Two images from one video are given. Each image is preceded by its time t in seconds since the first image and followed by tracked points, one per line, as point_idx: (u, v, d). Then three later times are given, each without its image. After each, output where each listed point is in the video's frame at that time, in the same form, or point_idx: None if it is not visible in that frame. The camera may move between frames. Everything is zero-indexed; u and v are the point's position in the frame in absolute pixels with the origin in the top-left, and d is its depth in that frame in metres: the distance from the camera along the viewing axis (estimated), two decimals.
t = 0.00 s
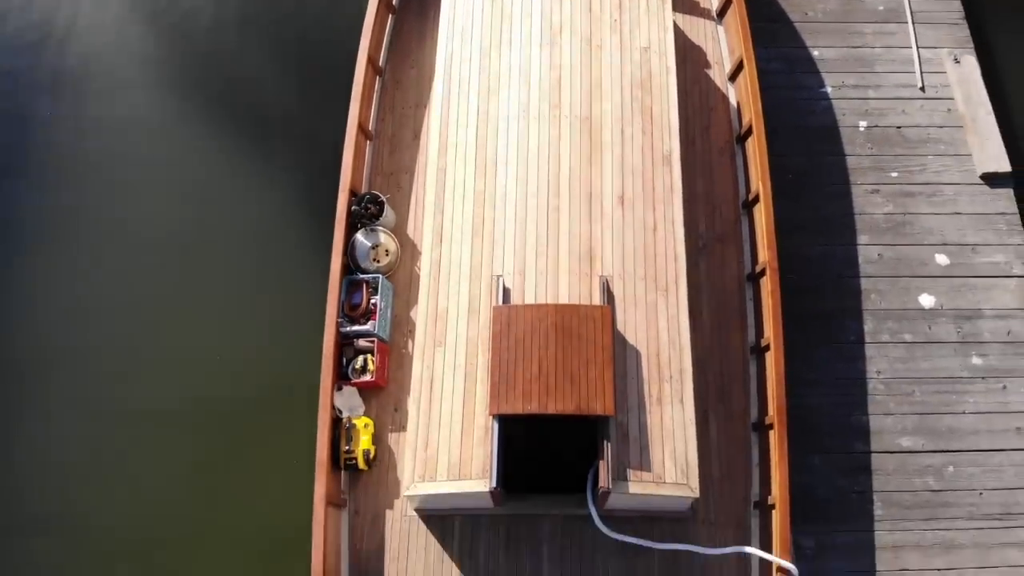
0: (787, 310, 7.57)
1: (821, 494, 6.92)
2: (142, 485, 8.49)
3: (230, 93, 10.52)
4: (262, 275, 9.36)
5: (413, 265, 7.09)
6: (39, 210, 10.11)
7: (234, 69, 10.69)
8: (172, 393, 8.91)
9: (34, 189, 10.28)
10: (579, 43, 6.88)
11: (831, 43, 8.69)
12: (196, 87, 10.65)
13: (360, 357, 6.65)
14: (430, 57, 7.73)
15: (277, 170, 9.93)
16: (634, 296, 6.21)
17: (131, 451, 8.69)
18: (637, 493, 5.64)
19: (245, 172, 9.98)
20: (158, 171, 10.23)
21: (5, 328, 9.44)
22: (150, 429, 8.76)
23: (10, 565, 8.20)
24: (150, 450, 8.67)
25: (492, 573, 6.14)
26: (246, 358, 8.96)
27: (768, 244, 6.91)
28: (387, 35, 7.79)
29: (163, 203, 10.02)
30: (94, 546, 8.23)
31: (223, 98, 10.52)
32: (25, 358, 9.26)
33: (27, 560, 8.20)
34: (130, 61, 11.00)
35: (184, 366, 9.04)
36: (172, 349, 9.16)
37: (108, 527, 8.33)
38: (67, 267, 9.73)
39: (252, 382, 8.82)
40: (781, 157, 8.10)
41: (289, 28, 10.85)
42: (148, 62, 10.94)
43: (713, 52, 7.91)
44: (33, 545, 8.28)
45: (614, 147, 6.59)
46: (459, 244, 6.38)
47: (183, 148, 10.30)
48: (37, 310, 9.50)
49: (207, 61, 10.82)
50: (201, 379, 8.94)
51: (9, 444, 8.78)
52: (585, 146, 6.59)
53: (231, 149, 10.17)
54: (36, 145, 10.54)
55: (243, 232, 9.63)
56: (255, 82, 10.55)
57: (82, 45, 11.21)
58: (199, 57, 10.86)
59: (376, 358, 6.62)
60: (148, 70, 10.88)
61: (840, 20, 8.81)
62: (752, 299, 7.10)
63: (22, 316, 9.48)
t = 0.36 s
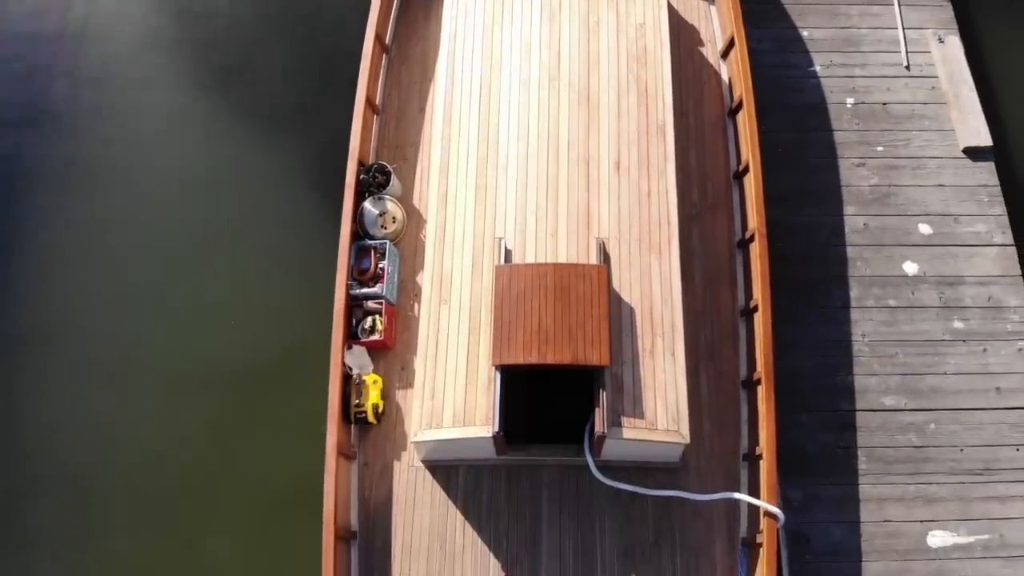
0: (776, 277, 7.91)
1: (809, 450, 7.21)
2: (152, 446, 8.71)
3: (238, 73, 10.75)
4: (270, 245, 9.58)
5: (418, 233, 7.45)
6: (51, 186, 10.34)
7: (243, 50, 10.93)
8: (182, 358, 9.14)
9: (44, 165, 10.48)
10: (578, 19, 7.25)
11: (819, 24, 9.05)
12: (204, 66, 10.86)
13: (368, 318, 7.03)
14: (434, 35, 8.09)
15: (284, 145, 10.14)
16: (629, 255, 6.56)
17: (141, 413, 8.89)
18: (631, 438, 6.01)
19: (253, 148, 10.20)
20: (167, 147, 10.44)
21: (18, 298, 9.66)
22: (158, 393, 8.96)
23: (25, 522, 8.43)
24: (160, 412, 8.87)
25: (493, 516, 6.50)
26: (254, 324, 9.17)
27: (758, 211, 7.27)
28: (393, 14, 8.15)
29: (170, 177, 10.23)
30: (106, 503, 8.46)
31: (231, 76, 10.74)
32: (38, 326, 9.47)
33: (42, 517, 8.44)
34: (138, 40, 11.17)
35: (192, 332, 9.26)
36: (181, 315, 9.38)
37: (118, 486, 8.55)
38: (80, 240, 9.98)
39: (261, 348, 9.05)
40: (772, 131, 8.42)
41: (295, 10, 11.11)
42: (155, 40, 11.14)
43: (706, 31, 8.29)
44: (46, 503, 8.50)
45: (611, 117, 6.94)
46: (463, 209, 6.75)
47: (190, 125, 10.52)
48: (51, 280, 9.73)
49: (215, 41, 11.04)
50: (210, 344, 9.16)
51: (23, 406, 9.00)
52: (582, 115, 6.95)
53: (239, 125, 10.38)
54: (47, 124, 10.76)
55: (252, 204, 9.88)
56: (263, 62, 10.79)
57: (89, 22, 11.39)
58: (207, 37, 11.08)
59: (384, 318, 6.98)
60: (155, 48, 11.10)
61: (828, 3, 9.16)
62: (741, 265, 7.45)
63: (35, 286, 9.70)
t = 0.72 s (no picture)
0: (766, 251, 8.25)
1: (797, 413, 7.53)
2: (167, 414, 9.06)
3: (249, 62, 11.15)
4: (280, 225, 9.94)
5: (423, 207, 7.80)
6: (70, 171, 10.76)
7: (255, 40, 11.34)
8: (197, 332, 9.50)
9: (65, 152, 10.92)
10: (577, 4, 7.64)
11: (809, 11, 9.40)
12: (217, 55, 11.27)
13: (376, 287, 7.38)
14: (439, 20, 8.47)
15: (295, 131, 10.55)
16: (624, 223, 6.90)
17: (157, 383, 9.25)
18: (625, 395, 6.35)
19: (265, 133, 10.59)
20: (180, 133, 10.82)
21: (38, 276, 10.04)
22: (172, 365, 9.33)
23: (45, 484, 8.79)
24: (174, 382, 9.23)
25: (495, 473, 6.84)
26: (266, 300, 9.54)
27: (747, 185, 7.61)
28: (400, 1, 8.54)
29: (183, 160, 10.62)
30: (123, 468, 8.84)
31: (244, 65, 11.13)
32: (57, 302, 9.85)
33: (62, 481, 8.80)
34: (154, 34, 11.65)
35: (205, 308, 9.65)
36: (196, 291, 9.76)
37: (134, 452, 8.91)
38: (97, 221, 10.36)
39: (271, 322, 9.40)
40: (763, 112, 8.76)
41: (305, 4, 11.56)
42: (170, 33, 11.60)
43: (699, 17, 8.68)
44: (66, 467, 8.87)
45: (607, 93, 7.30)
46: (466, 181, 7.10)
47: (202, 111, 10.92)
48: (70, 259, 10.13)
49: (229, 32, 11.45)
50: (223, 319, 9.53)
51: (45, 377, 9.40)
52: (579, 91, 7.31)
53: (249, 111, 10.77)
54: (67, 112, 11.19)
55: (264, 186, 10.25)
56: (276, 52, 11.21)
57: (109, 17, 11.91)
58: (220, 28, 11.48)
59: (391, 288, 7.32)
60: (170, 40, 11.56)
61: None
62: (731, 237, 7.79)
63: (54, 264, 10.11)
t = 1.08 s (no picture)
0: (758, 231, 8.56)
1: (788, 385, 7.84)
2: (178, 390, 9.36)
3: (257, 51, 11.45)
4: (289, 210, 10.28)
5: (427, 188, 8.11)
6: (83, 156, 11.02)
7: (264, 30, 11.64)
8: (209, 311, 9.83)
9: (77, 137, 11.18)
10: None
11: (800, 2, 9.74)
12: (226, 45, 11.56)
13: (382, 264, 7.68)
14: (443, 9, 8.80)
15: (303, 118, 10.83)
16: (620, 200, 7.21)
17: (170, 360, 9.57)
18: (620, 363, 6.66)
19: (274, 120, 10.87)
20: (190, 120, 11.11)
21: (54, 258, 10.36)
22: (184, 343, 9.65)
23: (63, 455, 9.11)
24: (187, 359, 9.55)
25: (496, 440, 7.16)
26: (277, 282, 9.89)
27: (740, 167, 7.92)
28: None
29: (192, 147, 10.91)
30: (137, 440, 9.15)
31: (253, 54, 11.42)
32: (72, 283, 10.16)
33: (77, 452, 9.11)
34: (164, 23, 11.92)
35: (216, 289, 9.97)
36: (208, 272, 10.09)
37: (147, 425, 9.22)
38: (110, 205, 10.67)
39: (281, 303, 9.75)
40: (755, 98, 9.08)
41: None
42: (178, 23, 11.89)
43: (694, 6, 9.02)
44: (82, 439, 9.17)
45: (604, 76, 7.62)
46: (469, 162, 7.43)
47: (210, 99, 11.19)
48: (84, 242, 10.44)
49: (238, 22, 11.76)
50: (234, 299, 9.86)
51: (61, 353, 9.72)
52: (578, 75, 7.63)
53: (256, 99, 11.05)
54: (79, 100, 11.48)
55: (273, 171, 10.55)
56: (284, 41, 11.50)
57: (118, 8, 12.19)
58: (230, 19, 11.80)
59: (396, 265, 7.62)
60: (179, 30, 11.83)
61: None
62: (724, 217, 8.11)
63: (69, 247, 10.42)
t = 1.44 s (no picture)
0: (749, 214, 8.88)
1: (777, 360, 8.16)
2: (192, 369, 9.73)
3: (265, 45, 11.81)
4: (297, 197, 10.64)
5: (431, 173, 8.46)
6: (98, 147, 11.41)
7: (272, 25, 11.99)
8: (220, 293, 10.20)
9: (92, 129, 11.57)
10: None
11: None
12: (236, 39, 11.92)
13: (388, 245, 8.03)
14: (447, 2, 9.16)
15: (311, 109, 11.19)
16: (616, 181, 7.55)
17: (183, 338, 9.94)
18: (615, 335, 6.99)
19: (282, 111, 11.23)
20: (201, 112, 11.47)
21: (70, 244, 10.73)
22: (197, 324, 10.02)
23: (80, 431, 9.48)
24: (200, 339, 9.92)
25: (498, 410, 7.48)
26: (286, 265, 10.25)
27: (731, 151, 8.25)
28: None
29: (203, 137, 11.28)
30: (151, 415, 9.51)
31: (262, 48, 11.79)
32: (88, 268, 10.54)
33: (95, 425, 9.50)
34: (175, 18, 12.27)
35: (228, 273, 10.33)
36: (219, 257, 10.45)
37: (161, 403, 9.56)
38: (124, 194, 11.03)
39: (291, 286, 10.13)
40: (747, 88, 9.42)
41: None
42: (189, 18, 12.25)
43: None
44: (99, 414, 9.56)
45: (601, 64, 7.96)
46: (471, 146, 7.77)
47: (220, 91, 11.56)
48: (99, 228, 10.81)
49: (247, 17, 12.11)
50: (245, 282, 10.23)
51: (78, 333, 10.09)
52: (576, 63, 7.98)
53: (265, 91, 11.41)
54: (93, 93, 11.86)
55: (282, 160, 10.91)
56: (291, 34, 11.84)
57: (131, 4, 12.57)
58: (239, 14, 12.15)
59: (402, 245, 7.97)
60: (189, 25, 12.19)
61: None
62: (716, 199, 8.44)
63: (84, 233, 10.79)
